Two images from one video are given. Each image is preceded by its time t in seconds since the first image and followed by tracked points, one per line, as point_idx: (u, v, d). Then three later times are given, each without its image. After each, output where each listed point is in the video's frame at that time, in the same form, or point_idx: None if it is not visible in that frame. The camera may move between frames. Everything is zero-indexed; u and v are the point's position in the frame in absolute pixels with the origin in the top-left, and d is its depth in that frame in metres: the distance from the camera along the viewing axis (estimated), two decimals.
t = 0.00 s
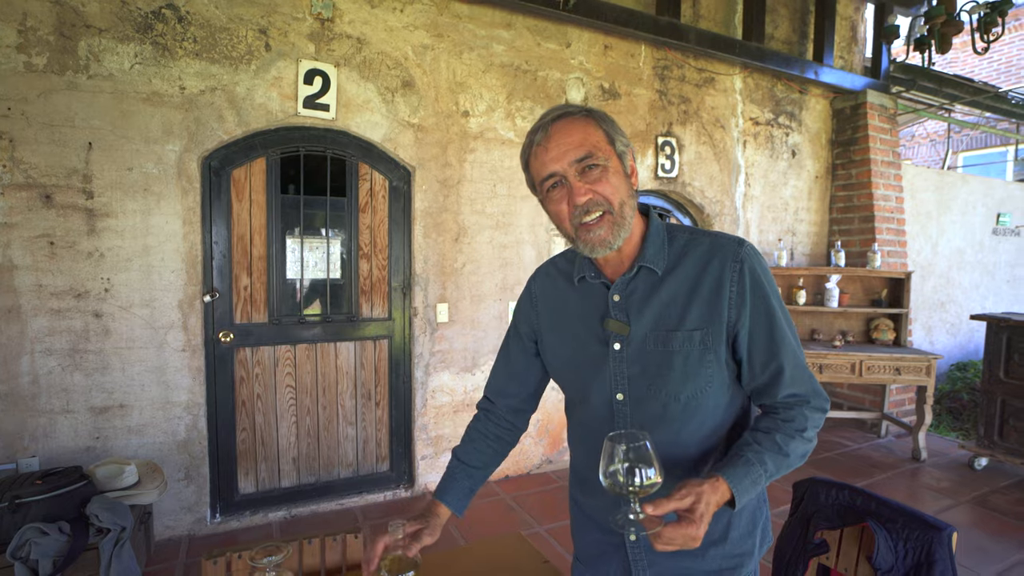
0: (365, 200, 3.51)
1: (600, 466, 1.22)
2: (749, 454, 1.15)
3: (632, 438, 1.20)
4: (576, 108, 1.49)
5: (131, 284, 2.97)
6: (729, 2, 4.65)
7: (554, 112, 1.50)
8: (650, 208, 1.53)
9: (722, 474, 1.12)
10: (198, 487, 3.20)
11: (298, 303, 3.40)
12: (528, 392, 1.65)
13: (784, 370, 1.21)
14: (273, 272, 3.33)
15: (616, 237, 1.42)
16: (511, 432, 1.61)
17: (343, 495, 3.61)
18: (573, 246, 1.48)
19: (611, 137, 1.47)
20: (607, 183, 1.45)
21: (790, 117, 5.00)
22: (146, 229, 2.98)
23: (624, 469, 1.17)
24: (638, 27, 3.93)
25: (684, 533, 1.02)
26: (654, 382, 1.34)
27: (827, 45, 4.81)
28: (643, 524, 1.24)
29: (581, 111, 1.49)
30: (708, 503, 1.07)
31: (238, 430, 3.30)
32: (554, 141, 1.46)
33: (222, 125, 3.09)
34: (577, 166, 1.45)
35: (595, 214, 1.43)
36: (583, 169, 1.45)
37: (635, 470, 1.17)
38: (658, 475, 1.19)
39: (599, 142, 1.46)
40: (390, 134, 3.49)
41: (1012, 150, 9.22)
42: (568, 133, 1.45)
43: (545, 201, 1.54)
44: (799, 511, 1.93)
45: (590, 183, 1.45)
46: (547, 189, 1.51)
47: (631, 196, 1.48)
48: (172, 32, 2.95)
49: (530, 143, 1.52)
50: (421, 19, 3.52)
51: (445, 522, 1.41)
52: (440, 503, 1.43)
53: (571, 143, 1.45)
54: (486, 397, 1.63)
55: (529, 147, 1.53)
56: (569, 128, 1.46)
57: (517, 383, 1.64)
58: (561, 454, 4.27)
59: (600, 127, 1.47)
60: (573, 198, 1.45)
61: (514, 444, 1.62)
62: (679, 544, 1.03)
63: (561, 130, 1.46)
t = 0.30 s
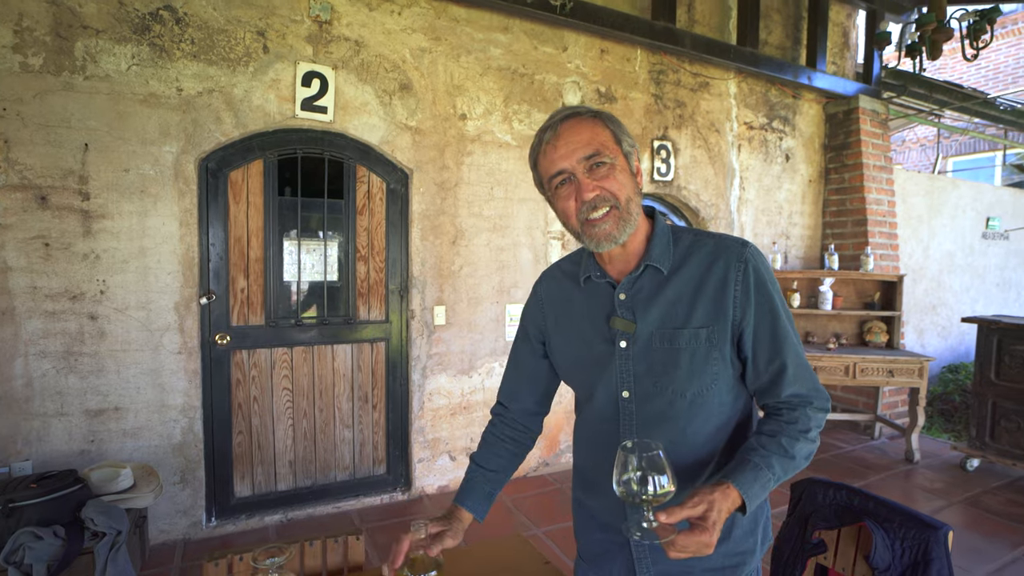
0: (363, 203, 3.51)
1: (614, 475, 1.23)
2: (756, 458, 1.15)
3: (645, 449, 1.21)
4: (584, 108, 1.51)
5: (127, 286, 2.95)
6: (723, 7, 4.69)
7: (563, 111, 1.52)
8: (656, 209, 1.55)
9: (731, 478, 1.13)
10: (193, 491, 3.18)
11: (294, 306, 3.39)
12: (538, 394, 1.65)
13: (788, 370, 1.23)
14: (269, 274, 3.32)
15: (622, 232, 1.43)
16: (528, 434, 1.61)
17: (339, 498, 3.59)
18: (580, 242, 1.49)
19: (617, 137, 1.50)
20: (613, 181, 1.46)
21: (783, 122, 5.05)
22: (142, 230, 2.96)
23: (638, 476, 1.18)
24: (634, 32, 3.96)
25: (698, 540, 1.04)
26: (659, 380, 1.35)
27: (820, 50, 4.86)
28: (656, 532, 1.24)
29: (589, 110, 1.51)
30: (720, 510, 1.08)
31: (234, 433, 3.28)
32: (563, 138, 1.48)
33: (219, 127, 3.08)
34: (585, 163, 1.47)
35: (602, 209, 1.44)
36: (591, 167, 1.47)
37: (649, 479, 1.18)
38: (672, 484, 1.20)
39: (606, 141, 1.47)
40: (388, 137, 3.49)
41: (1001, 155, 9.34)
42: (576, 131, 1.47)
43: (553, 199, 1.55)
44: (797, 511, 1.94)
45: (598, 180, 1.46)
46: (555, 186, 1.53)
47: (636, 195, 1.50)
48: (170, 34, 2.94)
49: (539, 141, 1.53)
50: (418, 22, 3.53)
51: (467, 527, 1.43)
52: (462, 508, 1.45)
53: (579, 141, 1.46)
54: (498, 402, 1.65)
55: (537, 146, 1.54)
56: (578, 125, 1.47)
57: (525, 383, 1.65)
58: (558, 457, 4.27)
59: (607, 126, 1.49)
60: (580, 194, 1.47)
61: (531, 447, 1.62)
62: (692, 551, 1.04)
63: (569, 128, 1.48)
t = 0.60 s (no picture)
0: (358, 207, 3.51)
1: (619, 471, 1.23)
2: (758, 454, 1.16)
3: (649, 444, 1.21)
4: (586, 110, 1.51)
5: (120, 290, 2.93)
6: (716, 14, 4.73)
7: (566, 112, 1.52)
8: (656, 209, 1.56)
9: (735, 474, 1.13)
10: (186, 497, 3.15)
11: (289, 310, 3.38)
12: (540, 396, 1.66)
13: (787, 368, 1.24)
14: (264, 278, 3.31)
15: (625, 235, 1.44)
16: (531, 436, 1.61)
17: (333, 503, 3.57)
18: (583, 243, 1.50)
19: (619, 140, 1.51)
20: (617, 183, 1.47)
21: (776, 127, 5.10)
22: (135, 234, 2.94)
23: (644, 473, 1.18)
24: (628, 37, 3.99)
25: (703, 537, 1.04)
26: (659, 379, 1.36)
27: (811, 57, 4.92)
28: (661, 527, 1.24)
29: (591, 112, 1.51)
30: (724, 507, 1.08)
31: (227, 438, 3.26)
32: (566, 140, 1.48)
33: (214, 131, 3.07)
34: (589, 165, 1.47)
35: (606, 212, 1.45)
36: (594, 169, 1.47)
37: (654, 475, 1.18)
38: (678, 479, 1.20)
39: (609, 143, 1.48)
40: (383, 141, 3.50)
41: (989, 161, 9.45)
42: (579, 133, 1.47)
43: (556, 200, 1.56)
44: (792, 513, 1.96)
45: (601, 182, 1.47)
46: (558, 188, 1.53)
47: (638, 197, 1.51)
48: (165, 37, 2.94)
49: (541, 142, 1.54)
50: (414, 28, 3.54)
51: (480, 518, 1.42)
52: (474, 499, 1.45)
53: (583, 143, 1.47)
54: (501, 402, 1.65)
55: (540, 147, 1.54)
56: (581, 127, 1.48)
57: (526, 384, 1.65)
58: (553, 461, 4.27)
59: (610, 128, 1.50)
60: (584, 196, 1.47)
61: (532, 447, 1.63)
62: (698, 548, 1.04)
63: (572, 130, 1.48)
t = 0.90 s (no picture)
0: (354, 209, 3.50)
1: (618, 456, 1.22)
2: (754, 448, 1.15)
3: (649, 428, 1.20)
4: (584, 110, 1.49)
5: (113, 292, 2.91)
6: (712, 17, 4.75)
7: (564, 114, 1.50)
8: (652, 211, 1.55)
9: (732, 466, 1.12)
10: (180, 502, 3.12)
11: (284, 313, 3.36)
12: (536, 394, 1.66)
13: (783, 369, 1.23)
14: (259, 280, 3.29)
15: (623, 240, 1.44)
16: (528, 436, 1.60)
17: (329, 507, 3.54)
18: (580, 246, 1.49)
19: (617, 141, 1.49)
20: (615, 186, 1.46)
21: (772, 130, 5.11)
22: (129, 236, 2.93)
23: (642, 459, 1.17)
24: (624, 40, 4.00)
25: (700, 525, 1.02)
26: (654, 379, 1.35)
27: (806, 60, 4.93)
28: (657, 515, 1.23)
29: (589, 113, 1.49)
30: (722, 496, 1.07)
31: (222, 442, 3.24)
32: (565, 143, 1.46)
33: (209, 133, 3.06)
34: (587, 168, 1.45)
35: (603, 216, 1.44)
36: (592, 172, 1.46)
37: (653, 461, 1.17)
38: (677, 465, 1.19)
39: (607, 145, 1.47)
40: (379, 143, 3.49)
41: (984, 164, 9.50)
42: (578, 135, 1.46)
43: (553, 202, 1.54)
44: (790, 515, 1.94)
45: (599, 186, 1.45)
46: (556, 191, 1.51)
47: (635, 199, 1.50)
48: (160, 39, 2.93)
49: (539, 143, 1.51)
50: (410, 30, 3.54)
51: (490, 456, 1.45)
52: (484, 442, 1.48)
53: (581, 146, 1.45)
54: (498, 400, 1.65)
55: (537, 148, 1.52)
56: (579, 130, 1.46)
57: (522, 383, 1.65)
58: (550, 464, 4.25)
59: (607, 130, 1.49)
60: (582, 200, 1.46)
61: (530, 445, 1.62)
62: (694, 537, 1.02)
63: (571, 132, 1.46)
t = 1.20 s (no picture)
0: (351, 214, 3.49)
1: (615, 446, 1.20)
2: (753, 450, 1.13)
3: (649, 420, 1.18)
4: (584, 108, 1.49)
5: (109, 298, 2.89)
6: (710, 21, 4.74)
7: (564, 111, 1.49)
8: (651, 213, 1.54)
9: (730, 465, 1.10)
10: (176, 509, 3.09)
11: (281, 318, 3.34)
12: (532, 399, 1.65)
13: (784, 375, 1.21)
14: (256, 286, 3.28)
15: (622, 239, 1.42)
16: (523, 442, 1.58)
17: (326, 514, 3.52)
18: (578, 245, 1.48)
19: (617, 140, 1.48)
20: (614, 184, 1.45)
21: (771, 134, 5.10)
22: (126, 242, 2.91)
23: (639, 451, 1.15)
24: (622, 44, 4.00)
25: (697, 521, 0.99)
26: (651, 383, 1.33)
27: (805, 64, 4.92)
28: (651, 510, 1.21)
29: (589, 111, 1.49)
30: (719, 494, 1.05)
31: (219, 449, 3.22)
32: (563, 140, 1.45)
33: (206, 138, 3.05)
34: (585, 165, 1.45)
35: (601, 214, 1.43)
36: (591, 169, 1.45)
37: (652, 454, 1.15)
38: (675, 457, 1.17)
39: (607, 143, 1.46)
40: (377, 148, 3.48)
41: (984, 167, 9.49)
42: (577, 132, 1.45)
43: (551, 199, 1.53)
44: (792, 523, 1.92)
45: (598, 183, 1.44)
46: (554, 188, 1.50)
47: (635, 198, 1.49)
48: (157, 44, 2.92)
49: (538, 140, 1.51)
50: (408, 35, 3.54)
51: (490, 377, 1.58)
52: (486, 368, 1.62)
53: (580, 142, 1.44)
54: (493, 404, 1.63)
55: (536, 145, 1.51)
56: (578, 126, 1.45)
57: (517, 387, 1.63)
58: (549, 470, 4.23)
59: (607, 128, 1.48)
60: (580, 196, 1.45)
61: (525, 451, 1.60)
62: (689, 535, 1.00)
63: (569, 129, 1.45)
